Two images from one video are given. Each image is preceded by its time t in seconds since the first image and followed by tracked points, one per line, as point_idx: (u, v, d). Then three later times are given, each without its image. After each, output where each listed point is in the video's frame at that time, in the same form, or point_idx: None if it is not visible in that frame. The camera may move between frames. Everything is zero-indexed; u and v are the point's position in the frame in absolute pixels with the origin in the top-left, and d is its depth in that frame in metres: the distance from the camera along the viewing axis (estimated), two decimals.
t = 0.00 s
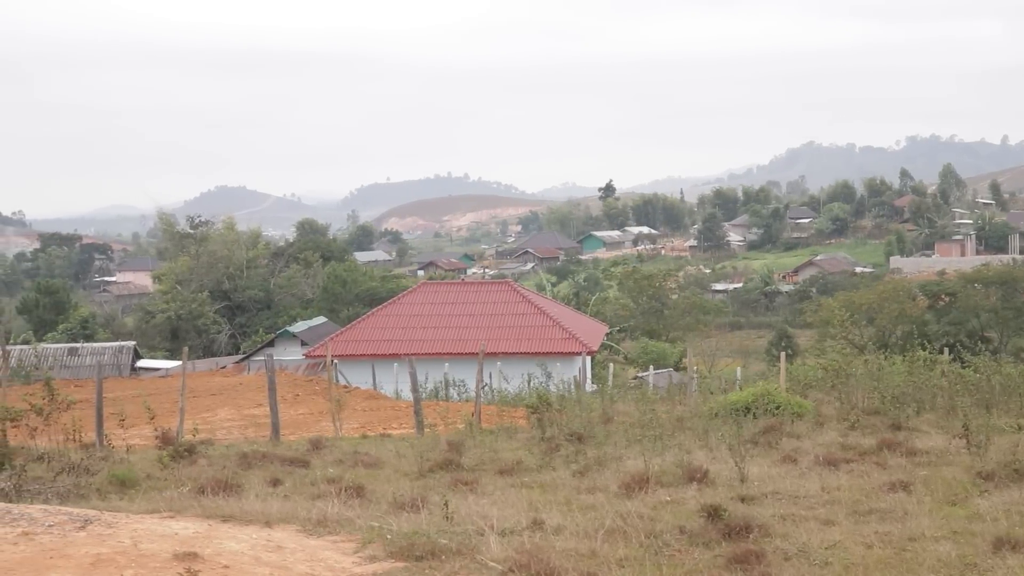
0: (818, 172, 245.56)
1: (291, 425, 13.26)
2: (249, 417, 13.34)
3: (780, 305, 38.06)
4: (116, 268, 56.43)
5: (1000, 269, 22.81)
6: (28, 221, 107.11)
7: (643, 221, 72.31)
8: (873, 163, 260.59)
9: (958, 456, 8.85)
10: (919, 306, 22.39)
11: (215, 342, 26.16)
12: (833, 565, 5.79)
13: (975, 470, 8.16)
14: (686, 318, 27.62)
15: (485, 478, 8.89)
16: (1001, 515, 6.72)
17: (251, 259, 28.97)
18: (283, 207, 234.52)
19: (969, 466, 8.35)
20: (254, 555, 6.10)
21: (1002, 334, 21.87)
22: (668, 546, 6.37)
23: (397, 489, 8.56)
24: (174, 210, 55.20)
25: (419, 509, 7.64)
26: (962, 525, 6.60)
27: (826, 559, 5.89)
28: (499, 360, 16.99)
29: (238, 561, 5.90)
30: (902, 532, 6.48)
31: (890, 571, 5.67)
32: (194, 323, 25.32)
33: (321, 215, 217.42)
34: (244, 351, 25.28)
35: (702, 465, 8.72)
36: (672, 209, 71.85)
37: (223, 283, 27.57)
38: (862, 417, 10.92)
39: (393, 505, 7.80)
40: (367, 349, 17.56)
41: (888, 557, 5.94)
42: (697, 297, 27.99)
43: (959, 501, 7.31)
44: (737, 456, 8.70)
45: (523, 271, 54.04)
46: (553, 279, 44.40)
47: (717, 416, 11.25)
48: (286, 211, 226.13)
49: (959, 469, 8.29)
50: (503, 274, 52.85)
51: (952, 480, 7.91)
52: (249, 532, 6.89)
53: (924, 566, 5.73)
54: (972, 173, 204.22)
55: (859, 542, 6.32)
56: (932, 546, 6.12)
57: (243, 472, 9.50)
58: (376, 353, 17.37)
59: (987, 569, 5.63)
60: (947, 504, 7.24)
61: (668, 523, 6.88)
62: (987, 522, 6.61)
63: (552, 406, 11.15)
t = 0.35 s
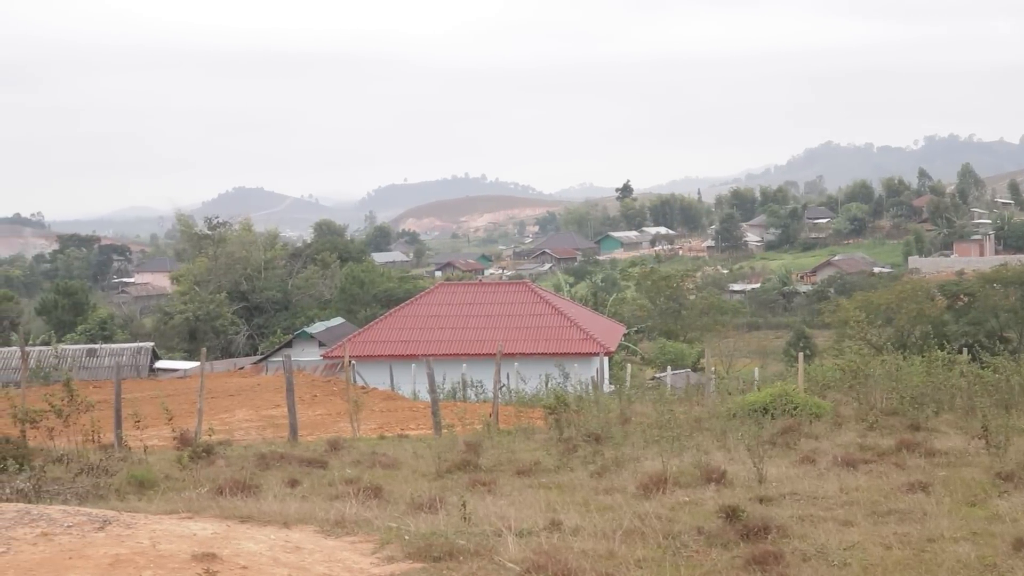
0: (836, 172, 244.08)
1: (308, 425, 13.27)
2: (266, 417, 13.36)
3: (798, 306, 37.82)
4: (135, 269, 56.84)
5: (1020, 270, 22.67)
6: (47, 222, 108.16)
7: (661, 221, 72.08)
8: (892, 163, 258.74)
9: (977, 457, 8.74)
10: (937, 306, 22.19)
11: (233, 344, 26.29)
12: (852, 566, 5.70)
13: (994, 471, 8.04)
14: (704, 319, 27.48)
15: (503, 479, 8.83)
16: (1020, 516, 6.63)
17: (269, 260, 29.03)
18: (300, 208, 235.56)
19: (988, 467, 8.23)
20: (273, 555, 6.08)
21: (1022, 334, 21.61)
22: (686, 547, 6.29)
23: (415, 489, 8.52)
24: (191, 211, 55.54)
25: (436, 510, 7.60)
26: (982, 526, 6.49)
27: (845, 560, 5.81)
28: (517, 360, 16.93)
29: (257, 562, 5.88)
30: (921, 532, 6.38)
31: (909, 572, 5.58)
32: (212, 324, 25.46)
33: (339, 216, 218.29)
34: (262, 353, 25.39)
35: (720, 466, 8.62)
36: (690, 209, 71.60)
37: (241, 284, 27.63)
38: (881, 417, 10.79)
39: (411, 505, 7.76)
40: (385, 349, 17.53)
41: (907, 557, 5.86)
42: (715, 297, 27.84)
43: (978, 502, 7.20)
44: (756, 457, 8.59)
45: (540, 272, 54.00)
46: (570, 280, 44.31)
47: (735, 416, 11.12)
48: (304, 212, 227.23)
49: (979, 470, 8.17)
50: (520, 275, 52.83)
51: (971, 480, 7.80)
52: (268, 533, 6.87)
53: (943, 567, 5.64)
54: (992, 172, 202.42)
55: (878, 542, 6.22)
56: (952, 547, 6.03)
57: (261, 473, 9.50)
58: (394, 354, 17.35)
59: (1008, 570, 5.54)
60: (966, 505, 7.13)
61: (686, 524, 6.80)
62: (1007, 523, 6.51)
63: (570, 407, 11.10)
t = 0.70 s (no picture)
0: (855, 172, 242.47)
1: (326, 426, 13.27)
2: (284, 418, 13.38)
3: (816, 306, 37.54)
4: (153, 271, 57.21)
5: None
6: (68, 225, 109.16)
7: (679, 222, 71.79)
8: (912, 163, 256.71)
9: (997, 458, 8.61)
10: (956, 307, 21.98)
11: (251, 345, 26.42)
12: (871, 568, 5.61)
13: (1016, 472, 7.92)
14: (722, 320, 27.33)
15: (521, 480, 8.78)
16: None
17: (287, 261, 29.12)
18: (318, 209, 236.38)
19: (1008, 468, 8.10)
20: (290, 556, 6.06)
21: None
22: (704, 548, 6.21)
23: (433, 490, 8.48)
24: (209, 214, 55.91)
25: (454, 510, 7.56)
26: (1003, 527, 6.38)
27: (864, 561, 5.73)
28: (535, 361, 16.89)
29: (275, 563, 5.86)
30: (940, 534, 6.28)
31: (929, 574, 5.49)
32: (231, 325, 25.61)
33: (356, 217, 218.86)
34: (280, 354, 25.47)
35: (738, 467, 8.53)
36: (707, 210, 71.29)
37: (259, 285, 27.72)
38: (899, 418, 10.67)
39: (428, 506, 7.73)
40: (403, 350, 17.52)
41: (927, 559, 5.76)
42: (733, 298, 27.68)
43: (998, 503, 7.09)
44: (774, 458, 8.50)
45: (558, 273, 53.89)
46: (588, 281, 44.18)
47: (753, 417, 11.01)
48: (322, 214, 228.20)
49: (999, 471, 8.05)
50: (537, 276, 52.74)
51: (991, 482, 7.67)
52: (286, 534, 6.85)
53: (963, 569, 5.54)
54: (1013, 172, 200.55)
55: (897, 543, 6.13)
56: (971, 548, 5.93)
57: (279, 473, 9.49)
58: (411, 354, 17.34)
59: None
60: (987, 506, 7.01)
61: (704, 525, 6.72)
62: None
63: (588, 407, 11.05)
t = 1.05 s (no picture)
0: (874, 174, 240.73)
1: (344, 427, 13.28)
2: (303, 419, 13.40)
3: (835, 308, 37.26)
4: (172, 272, 57.57)
5: None
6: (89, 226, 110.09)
7: (697, 224, 71.46)
8: (932, 164, 254.57)
9: (1019, 461, 8.47)
10: (975, 309, 21.72)
11: (270, 345, 26.52)
12: (892, 571, 5.52)
13: None
14: (740, 321, 27.16)
15: (540, 481, 8.73)
16: None
17: (305, 263, 29.17)
18: (337, 210, 237.26)
19: None
20: (309, 557, 6.04)
21: None
22: (723, 551, 6.13)
23: (451, 492, 8.45)
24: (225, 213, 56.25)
25: (472, 512, 7.51)
26: None
27: (884, 564, 5.65)
28: (553, 363, 16.83)
29: (294, 564, 5.84)
30: (960, 537, 6.18)
31: None
32: (249, 326, 25.71)
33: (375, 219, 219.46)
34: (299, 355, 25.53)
35: (757, 469, 8.45)
36: (726, 211, 70.94)
37: (278, 286, 27.77)
38: (920, 421, 10.53)
39: (447, 508, 7.70)
40: (421, 351, 17.51)
41: (947, 562, 5.66)
42: (751, 300, 27.49)
43: (1020, 506, 6.96)
44: (793, 460, 8.41)
45: (576, 275, 53.78)
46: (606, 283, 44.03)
47: (772, 419, 10.90)
48: (340, 215, 229.03)
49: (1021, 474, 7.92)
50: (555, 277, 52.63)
51: (1013, 485, 7.54)
52: (305, 535, 6.83)
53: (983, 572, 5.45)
54: None
55: (917, 546, 6.04)
56: (991, 551, 5.82)
57: (298, 474, 9.49)
58: (430, 356, 17.32)
59: None
60: (1009, 509, 6.89)
61: (723, 527, 6.64)
62: None
63: (606, 409, 10.98)
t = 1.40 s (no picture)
0: (893, 176, 239.08)
1: (363, 428, 13.28)
2: (322, 421, 13.42)
3: (854, 310, 36.97)
4: (191, 274, 57.89)
5: None
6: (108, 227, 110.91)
7: (715, 226, 71.12)
8: (952, 164, 252.29)
9: None
10: (995, 311, 21.50)
11: (288, 347, 26.61)
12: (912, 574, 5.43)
13: None
14: (759, 323, 26.97)
15: (558, 483, 8.68)
16: None
17: (324, 264, 29.23)
18: (354, 212, 237.97)
19: None
20: (328, 558, 6.01)
21: None
22: (742, 552, 6.06)
23: (470, 493, 8.43)
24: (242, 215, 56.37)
25: (491, 514, 7.47)
26: None
27: (904, 566, 5.57)
28: (572, 364, 16.77)
29: (313, 565, 5.81)
30: (980, 539, 6.08)
31: None
32: (268, 327, 25.80)
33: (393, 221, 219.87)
34: (317, 356, 25.59)
35: (776, 471, 8.36)
36: (744, 213, 70.59)
37: (296, 288, 27.83)
38: (939, 422, 10.40)
39: (465, 509, 7.66)
40: (439, 353, 17.49)
41: (967, 564, 5.57)
42: (770, 301, 27.30)
43: None
44: (812, 462, 8.31)
45: (593, 276, 53.63)
46: (625, 284, 43.88)
47: (791, 421, 10.79)
48: (358, 216, 229.61)
49: None
50: (573, 279, 52.55)
51: None
52: (323, 537, 6.81)
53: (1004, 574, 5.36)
54: None
55: (937, 548, 5.95)
56: (1013, 554, 5.71)
57: (317, 475, 9.49)
58: (448, 357, 17.30)
59: None
60: None
61: (742, 529, 6.56)
62: None
63: (625, 411, 10.90)
